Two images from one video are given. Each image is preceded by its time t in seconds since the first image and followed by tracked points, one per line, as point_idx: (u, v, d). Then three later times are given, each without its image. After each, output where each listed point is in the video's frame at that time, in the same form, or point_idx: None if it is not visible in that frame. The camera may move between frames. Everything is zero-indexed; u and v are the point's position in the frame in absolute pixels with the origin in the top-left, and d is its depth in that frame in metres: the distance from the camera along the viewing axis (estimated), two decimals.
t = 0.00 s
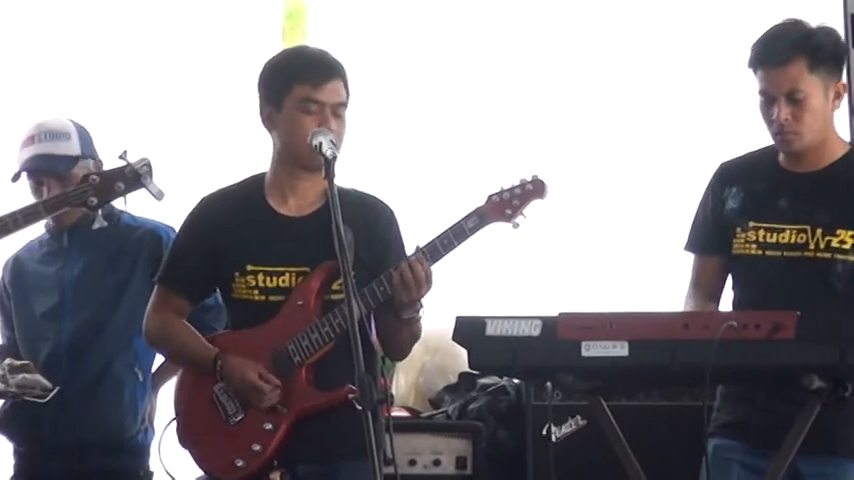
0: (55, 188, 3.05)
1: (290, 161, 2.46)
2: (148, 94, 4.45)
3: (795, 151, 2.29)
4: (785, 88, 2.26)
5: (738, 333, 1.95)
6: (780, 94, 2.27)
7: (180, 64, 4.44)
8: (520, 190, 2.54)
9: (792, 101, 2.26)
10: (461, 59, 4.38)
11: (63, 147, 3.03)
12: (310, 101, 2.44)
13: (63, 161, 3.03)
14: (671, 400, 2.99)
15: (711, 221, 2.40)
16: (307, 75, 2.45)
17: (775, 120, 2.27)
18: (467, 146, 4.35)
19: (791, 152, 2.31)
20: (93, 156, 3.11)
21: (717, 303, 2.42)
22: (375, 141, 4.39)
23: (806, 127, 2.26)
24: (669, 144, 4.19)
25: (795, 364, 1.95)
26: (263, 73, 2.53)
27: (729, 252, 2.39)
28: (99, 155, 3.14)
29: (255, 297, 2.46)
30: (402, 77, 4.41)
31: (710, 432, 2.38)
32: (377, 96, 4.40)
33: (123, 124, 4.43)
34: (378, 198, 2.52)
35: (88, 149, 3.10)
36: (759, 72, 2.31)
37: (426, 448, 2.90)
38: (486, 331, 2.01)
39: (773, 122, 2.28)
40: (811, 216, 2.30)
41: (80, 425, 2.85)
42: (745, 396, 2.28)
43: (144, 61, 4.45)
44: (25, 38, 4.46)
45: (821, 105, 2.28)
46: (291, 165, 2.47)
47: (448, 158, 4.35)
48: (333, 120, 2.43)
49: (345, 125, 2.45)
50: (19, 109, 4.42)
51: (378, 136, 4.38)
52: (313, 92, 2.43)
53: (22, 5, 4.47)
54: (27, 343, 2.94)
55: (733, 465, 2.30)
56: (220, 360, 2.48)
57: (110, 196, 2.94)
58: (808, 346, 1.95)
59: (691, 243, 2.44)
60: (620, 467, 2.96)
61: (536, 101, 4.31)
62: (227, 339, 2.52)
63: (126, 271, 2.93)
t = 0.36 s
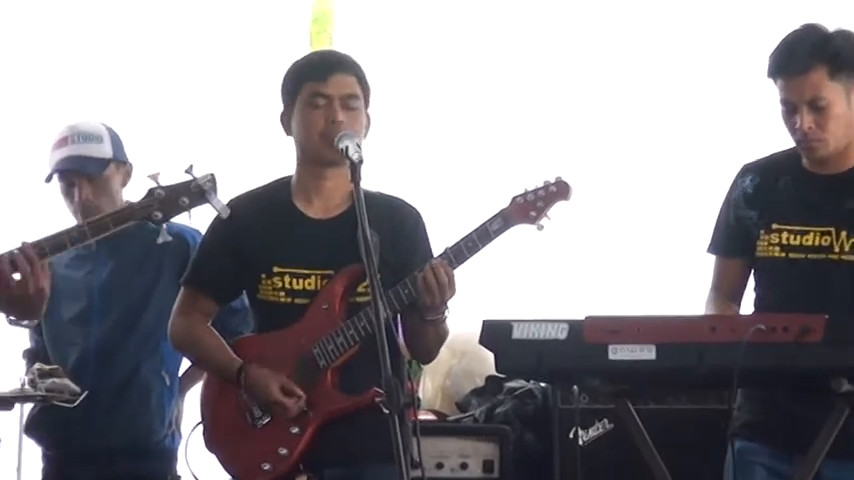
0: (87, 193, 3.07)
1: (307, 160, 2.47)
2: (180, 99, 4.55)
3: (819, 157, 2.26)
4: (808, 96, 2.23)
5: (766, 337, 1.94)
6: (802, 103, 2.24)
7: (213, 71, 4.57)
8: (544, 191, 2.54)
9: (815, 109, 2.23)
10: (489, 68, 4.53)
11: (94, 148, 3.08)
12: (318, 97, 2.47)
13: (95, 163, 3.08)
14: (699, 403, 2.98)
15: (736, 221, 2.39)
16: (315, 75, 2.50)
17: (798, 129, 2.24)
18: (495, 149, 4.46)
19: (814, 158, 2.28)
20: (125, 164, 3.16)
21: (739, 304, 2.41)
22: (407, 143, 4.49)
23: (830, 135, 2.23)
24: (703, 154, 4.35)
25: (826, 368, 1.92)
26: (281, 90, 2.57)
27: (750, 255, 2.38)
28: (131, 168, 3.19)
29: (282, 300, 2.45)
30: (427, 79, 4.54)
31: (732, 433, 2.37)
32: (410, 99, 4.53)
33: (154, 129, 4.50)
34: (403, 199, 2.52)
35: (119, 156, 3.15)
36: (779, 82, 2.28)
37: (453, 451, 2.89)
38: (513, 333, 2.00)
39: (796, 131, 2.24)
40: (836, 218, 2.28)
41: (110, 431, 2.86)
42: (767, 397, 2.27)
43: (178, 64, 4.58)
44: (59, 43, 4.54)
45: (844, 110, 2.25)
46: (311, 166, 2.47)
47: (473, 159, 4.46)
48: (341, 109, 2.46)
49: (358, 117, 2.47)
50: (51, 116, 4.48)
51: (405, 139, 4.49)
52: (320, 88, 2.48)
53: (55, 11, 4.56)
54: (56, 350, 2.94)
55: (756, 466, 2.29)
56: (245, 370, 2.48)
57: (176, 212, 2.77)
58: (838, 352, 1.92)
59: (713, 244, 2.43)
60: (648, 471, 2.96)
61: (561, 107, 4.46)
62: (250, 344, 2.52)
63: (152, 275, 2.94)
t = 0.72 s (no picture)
0: (122, 199, 3.10)
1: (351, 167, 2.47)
2: (216, 104, 4.57)
3: (825, 162, 2.28)
4: (814, 102, 2.26)
5: (796, 343, 1.94)
6: (809, 108, 2.26)
7: (248, 75, 4.57)
8: (575, 199, 2.48)
9: (821, 114, 2.26)
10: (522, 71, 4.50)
11: (129, 154, 3.12)
12: (372, 107, 2.46)
13: (129, 168, 3.11)
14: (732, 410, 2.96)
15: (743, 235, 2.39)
16: (370, 82, 2.49)
17: (806, 134, 2.26)
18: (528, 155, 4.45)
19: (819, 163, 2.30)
20: (158, 171, 3.20)
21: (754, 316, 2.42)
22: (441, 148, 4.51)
23: (837, 139, 2.25)
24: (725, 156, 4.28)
25: None
26: (322, 84, 2.58)
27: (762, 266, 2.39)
28: (164, 175, 3.22)
29: (311, 305, 2.46)
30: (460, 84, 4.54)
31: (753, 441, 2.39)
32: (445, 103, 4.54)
33: (189, 135, 4.53)
34: (430, 204, 2.51)
35: (153, 162, 3.18)
36: (783, 90, 2.31)
37: (484, 458, 2.88)
38: (543, 341, 2.02)
39: (803, 136, 2.26)
40: (847, 223, 2.28)
41: (140, 437, 2.87)
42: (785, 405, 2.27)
43: (213, 69, 4.59)
44: (96, 48, 4.58)
45: (849, 115, 2.27)
46: (346, 169, 2.49)
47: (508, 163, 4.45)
48: (393, 126, 2.46)
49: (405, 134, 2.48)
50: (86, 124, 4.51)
51: (437, 146, 4.51)
52: (375, 98, 2.47)
53: (93, 16, 4.59)
54: (87, 354, 2.96)
55: (776, 473, 2.29)
56: (275, 373, 2.49)
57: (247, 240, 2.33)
58: None
59: (721, 258, 2.44)
60: None
61: (597, 111, 4.43)
62: (283, 350, 2.51)
63: (183, 284, 2.95)
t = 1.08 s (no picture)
0: (158, 207, 3.12)
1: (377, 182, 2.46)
2: (235, 97, 4.47)
3: (815, 171, 2.36)
4: (798, 115, 2.33)
5: (827, 349, 2.05)
6: (793, 121, 2.34)
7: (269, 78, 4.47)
8: (610, 207, 2.44)
9: (806, 126, 2.33)
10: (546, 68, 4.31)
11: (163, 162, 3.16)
12: (389, 124, 2.43)
13: (164, 175, 3.14)
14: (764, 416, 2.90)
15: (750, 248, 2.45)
16: (391, 97, 2.45)
17: (794, 147, 2.33)
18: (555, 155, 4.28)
19: (809, 172, 2.38)
20: (192, 179, 3.23)
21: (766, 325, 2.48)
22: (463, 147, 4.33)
23: (824, 147, 2.34)
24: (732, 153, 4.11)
25: None
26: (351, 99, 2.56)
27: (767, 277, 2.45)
28: (196, 183, 3.25)
29: (345, 311, 2.47)
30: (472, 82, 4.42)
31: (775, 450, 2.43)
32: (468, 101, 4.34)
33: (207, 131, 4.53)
34: (467, 212, 2.53)
35: (187, 171, 3.22)
36: (765, 108, 2.39)
37: (514, 465, 2.87)
38: (573, 348, 2.15)
39: (792, 150, 2.34)
40: (848, 228, 2.36)
41: (173, 443, 2.89)
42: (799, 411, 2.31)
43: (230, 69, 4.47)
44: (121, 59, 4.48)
45: (833, 122, 2.35)
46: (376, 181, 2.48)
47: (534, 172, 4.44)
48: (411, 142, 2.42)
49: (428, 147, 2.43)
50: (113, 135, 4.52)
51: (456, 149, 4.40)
52: (393, 115, 2.43)
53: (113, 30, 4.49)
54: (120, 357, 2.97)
55: None
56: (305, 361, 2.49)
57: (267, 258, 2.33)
58: None
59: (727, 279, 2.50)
60: None
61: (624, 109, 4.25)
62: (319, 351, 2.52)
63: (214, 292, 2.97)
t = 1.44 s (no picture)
0: (187, 221, 3.09)
1: (416, 200, 2.44)
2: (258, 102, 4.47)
3: (822, 191, 2.37)
4: (803, 141, 2.33)
5: None
6: (798, 147, 2.34)
7: (295, 78, 4.53)
8: (648, 221, 2.43)
9: (811, 150, 2.33)
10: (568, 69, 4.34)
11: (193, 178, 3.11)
12: (436, 147, 2.40)
13: (194, 193, 3.09)
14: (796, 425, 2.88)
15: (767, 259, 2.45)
16: (437, 120, 2.42)
17: (802, 172, 2.34)
18: (580, 159, 4.30)
19: (816, 192, 2.39)
20: (223, 190, 3.20)
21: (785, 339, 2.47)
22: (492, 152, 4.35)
23: (831, 169, 2.34)
24: (761, 155, 4.08)
25: None
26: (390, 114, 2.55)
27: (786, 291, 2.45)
28: (227, 195, 3.22)
29: (378, 322, 2.45)
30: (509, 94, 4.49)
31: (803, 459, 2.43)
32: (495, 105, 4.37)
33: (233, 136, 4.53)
34: (500, 224, 2.52)
35: (217, 183, 3.18)
36: (767, 134, 2.39)
37: (544, 473, 2.86)
38: (603, 356, 2.15)
39: (799, 174, 2.35)
40: None
41: (203, 450, 2.89)
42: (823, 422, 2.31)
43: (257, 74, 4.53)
44: (143, 64, 4.48)
45: (838, 142, 2.36)
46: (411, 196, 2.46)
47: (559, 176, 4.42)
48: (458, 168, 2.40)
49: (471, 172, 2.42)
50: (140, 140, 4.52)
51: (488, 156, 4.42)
52: (440, 139, 2.41)
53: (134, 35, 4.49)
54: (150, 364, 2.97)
55: None
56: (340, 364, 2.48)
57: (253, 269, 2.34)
58: None
59: (742, 295, 2.49)
60: None
61: (648, 113, 4.26)
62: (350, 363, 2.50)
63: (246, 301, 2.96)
